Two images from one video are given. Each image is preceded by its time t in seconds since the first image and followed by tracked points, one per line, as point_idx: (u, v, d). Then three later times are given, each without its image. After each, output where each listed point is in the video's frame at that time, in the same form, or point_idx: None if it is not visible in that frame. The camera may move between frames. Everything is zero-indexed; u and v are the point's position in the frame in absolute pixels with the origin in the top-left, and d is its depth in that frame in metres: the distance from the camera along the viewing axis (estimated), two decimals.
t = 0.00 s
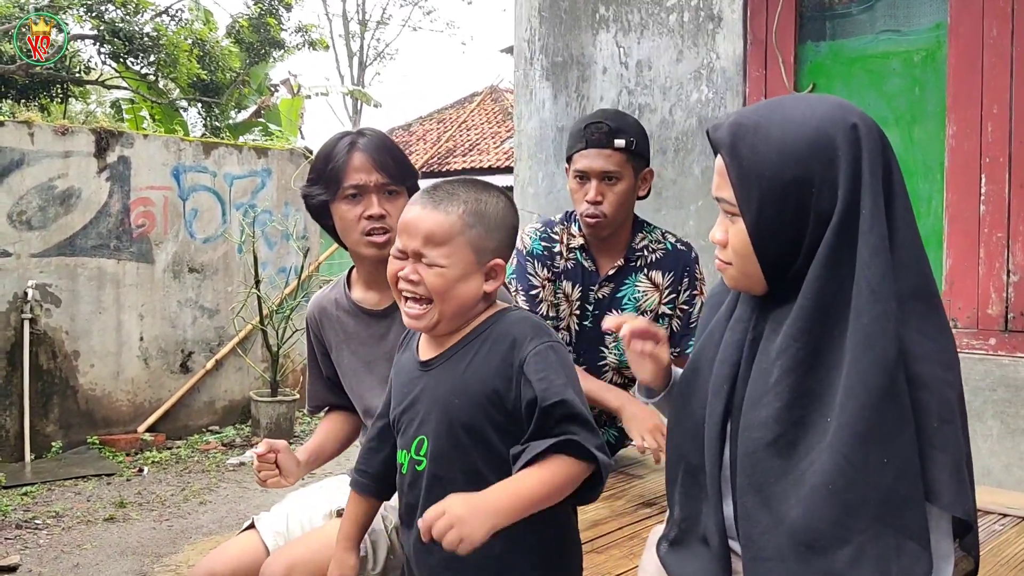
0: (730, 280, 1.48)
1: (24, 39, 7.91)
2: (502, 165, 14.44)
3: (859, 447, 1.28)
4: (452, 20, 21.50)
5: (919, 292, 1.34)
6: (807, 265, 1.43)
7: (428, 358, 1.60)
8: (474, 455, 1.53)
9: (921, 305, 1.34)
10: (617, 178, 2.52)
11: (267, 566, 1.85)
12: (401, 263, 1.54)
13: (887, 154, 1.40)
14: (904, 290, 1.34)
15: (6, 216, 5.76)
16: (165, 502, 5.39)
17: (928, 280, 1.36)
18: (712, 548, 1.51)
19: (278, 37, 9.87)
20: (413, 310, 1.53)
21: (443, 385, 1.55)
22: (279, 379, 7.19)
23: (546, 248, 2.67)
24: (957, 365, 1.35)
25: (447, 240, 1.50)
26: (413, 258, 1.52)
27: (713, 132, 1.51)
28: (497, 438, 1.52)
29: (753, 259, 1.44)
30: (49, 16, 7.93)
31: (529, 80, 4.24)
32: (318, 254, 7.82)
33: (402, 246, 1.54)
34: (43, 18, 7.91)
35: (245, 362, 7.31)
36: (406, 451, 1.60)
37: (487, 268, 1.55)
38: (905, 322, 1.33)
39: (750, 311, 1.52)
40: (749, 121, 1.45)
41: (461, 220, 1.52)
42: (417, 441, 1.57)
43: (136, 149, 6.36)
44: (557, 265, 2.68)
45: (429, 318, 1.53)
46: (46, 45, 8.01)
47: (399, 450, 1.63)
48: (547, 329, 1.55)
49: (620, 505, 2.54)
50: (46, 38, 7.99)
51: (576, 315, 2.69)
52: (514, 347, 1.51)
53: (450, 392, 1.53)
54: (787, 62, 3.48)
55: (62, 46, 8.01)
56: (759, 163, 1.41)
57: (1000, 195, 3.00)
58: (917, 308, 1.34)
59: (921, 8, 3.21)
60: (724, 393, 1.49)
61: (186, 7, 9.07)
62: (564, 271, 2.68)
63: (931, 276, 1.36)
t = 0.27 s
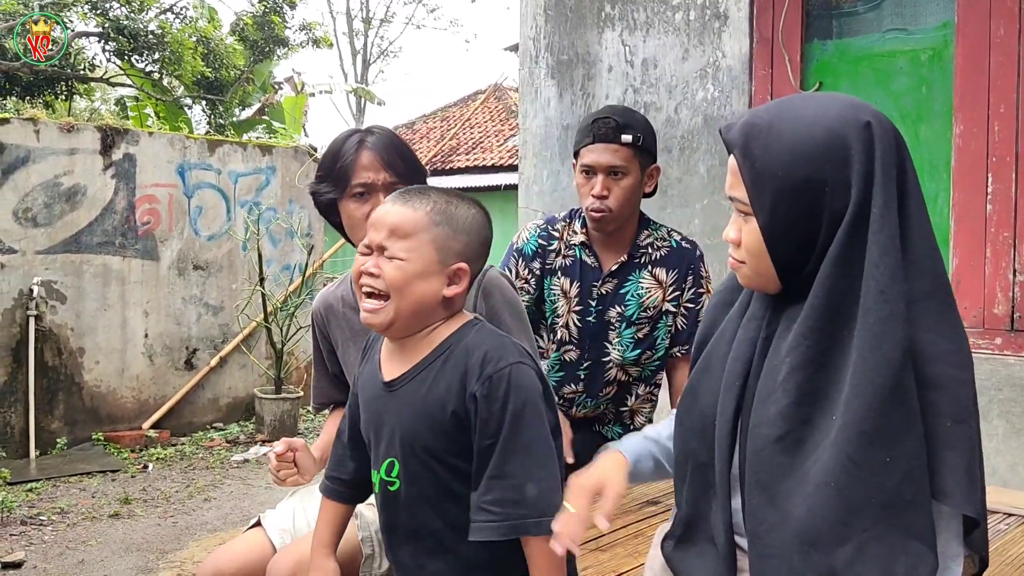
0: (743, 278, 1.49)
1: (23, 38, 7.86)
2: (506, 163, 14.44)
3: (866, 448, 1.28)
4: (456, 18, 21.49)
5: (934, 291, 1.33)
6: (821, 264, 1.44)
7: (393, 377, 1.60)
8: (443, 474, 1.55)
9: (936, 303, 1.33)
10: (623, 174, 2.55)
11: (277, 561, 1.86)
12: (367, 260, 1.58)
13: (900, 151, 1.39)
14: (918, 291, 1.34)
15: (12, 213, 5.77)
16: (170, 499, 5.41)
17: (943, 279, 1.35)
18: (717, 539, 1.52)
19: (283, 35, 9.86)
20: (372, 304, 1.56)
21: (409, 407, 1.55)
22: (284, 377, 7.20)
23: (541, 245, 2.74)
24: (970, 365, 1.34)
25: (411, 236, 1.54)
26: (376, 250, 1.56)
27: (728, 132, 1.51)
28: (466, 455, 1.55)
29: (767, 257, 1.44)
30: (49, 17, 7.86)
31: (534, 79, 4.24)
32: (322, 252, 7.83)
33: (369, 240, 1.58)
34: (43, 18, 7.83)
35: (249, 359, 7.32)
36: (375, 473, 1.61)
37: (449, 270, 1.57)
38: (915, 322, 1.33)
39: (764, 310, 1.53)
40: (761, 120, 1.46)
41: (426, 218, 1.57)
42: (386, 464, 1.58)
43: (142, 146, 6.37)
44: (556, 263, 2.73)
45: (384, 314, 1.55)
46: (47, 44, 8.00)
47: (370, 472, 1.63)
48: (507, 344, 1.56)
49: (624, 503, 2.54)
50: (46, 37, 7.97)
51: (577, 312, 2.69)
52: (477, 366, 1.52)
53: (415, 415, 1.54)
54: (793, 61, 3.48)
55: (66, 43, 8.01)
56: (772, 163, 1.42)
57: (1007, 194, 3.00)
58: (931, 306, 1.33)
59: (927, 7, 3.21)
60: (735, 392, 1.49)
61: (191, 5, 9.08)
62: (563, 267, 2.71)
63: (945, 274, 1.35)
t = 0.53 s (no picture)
0: (739, 276, 1.48)
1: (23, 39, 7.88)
2: (508, 160, 14.42)
3: (874, 446, 1.28)
4: (460, 15, 21.47)
5: (930, 288, 1.34)
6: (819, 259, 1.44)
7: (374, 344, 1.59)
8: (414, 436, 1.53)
9: (935, 298, 1.34)
10: (622, 169, 2.54)
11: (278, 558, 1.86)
12: (344, 238, 1.52)
13: (894, 144, 1.39)
14: (919, 283, 1.34)
15: (15, 209, 5.78)
16: (172, 494, 5.42)
17: (937, 275, 1.36)
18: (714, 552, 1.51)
19: (287, 32, 9.73)
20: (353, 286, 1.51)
21: (383, 369, 1.55)
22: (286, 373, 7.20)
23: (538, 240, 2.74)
24: (970, 358, 1.35)
25: (383, 211, 1.49)
26: (350, 231, 1.50)
27: (722, 128, 1.51)
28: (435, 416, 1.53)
29: (763, 253, 1.44)
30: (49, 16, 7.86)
31: (537, 76, 4.23)
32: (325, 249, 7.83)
33: (341, 220, 1.52)
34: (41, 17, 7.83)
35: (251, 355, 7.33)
36: (354, 439, 1.62)
37: (427, 241, 1.52)
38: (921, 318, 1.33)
39: (759, 308, 1.52)
40: (756, 116, 1.46)
41: (399, 189, 1.50)
42: (364, 427, 1.58)
43: (145, 142, 6.37)
44: (553, 259, 2.74)
45: (367, 293, 1.51)
46: (47, 44, 8.01)
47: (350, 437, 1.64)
48: (477, 304, 1.53)
49: (625, 500, 2.54)
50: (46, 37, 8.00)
51: (574, 308, 2.70)
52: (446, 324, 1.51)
53: (388, 374, 1.54)
54: (797, 58, 3.48)
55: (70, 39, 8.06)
56: (768, 158, 1.42)
57: (1011, 192, 2.98)
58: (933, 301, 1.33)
59: (931, 4, 3.20)
60: (734, 390, 1.49)
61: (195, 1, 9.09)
62: (561, 263, 2.72)
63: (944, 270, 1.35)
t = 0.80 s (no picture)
0: (744, 279, 1.47)
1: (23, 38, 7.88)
2: (512, 156, 14.43)
3: (880, 446, 1.28)
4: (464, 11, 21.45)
5: (937, 284, 1.33)
6: (826, 259, 1.43)
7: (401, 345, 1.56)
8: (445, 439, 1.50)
9: (941, 294, 1.33)
10: (625, 164, 2.56)
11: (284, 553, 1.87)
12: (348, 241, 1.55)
13: (899, 142, 1.40)
14: (924, 279, 1.33)
15: (21, 204, 5.79)
16: (177, 489, 5.43)
17: (944, 271, 1.35)
18: (708, 556, 1.51)
19: (291, 28, 9.76)
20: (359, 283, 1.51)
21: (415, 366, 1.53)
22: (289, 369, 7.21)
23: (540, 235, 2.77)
24: (976, 354, 1.35)
25: (375, 204, 1.50)
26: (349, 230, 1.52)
27: (724, 130, 1.50)
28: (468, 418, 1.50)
29: (769, 254, 1.43)
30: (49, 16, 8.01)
31: (542, 72, 4.22)
32: (329, 244, 7.84)
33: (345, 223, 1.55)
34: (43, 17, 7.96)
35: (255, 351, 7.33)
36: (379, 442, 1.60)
37: (420, 225, 1.50)
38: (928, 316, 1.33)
39: (761, 307, 1.52)
40: (759, 117, 1.45)
41: (385, 183, 1.53)
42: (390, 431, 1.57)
43: (150, 137, 6.38)
44: (556, 254, 2.75)
45: (370, 289, 1.50)
46: (47, 44, 8.03)
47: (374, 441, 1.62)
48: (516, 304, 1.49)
49: (629, 496, 2.54)
50: (46, 37, 8.01)
51: (576, 303, 2.69)
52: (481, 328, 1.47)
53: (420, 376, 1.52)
54: (802, 54, 3.46)
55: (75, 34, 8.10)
56: (773, 159, 1.41)
57: (1017, 188, 2.97)
58: (939, 298, 1.33)
59: None
60: (737, 390, 1.49)
61: None
62: (563, 258, 2.73)
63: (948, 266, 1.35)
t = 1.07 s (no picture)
0: (745, 280, 1.47)
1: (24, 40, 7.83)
2: (517, 154, 14.42)
3: (883, 450, 1.28)
4: (469, 9, 21.45)
5: (939, 285, 1.32)
6: (829, 260, 1.43)
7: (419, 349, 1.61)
8: (469, 444, 1.55)
9: (943, 295, 1.32)
10: (629, 162, 2.55)
11: (292, 552, 1.89)
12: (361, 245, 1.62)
13: (901, 143, 1.40)
14: (927, 281, 1.33)
15: (27, 200, 5.81)
16: (182, 485, 5.45)
17: (947, 272, 1.34)
18: (714, 556, 1.50)
19: (296, 25, 9.85)
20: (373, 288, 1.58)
21: (438, 373, 1.57)
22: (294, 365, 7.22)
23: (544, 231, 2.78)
24: (978, 357, 1.34)
25: (388, 213, 1.57)
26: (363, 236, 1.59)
27: (725, 130, 1.49)
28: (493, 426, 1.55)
29: (771, 256, 1.43)
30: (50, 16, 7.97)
31: (547, 69, 4.22)
32: (334, 242, 7.85)
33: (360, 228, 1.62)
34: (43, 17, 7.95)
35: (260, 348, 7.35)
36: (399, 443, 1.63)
37: (432, 239, 1.57)
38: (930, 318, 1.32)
39: (763, 309, 1.52)
40: (761, 118, 1.44)
41: (399, 193, 1.59)
42: (411, 432, 1.60)
43: (155, 134, 6.39)
44: (560, 251, 2.76)
45: (384, 295, 1.57)
46: (47, 44, 7.99)
47: (394, 440, 1.65)
48: (538, 311, 1.58)
49: (634, 494, 2.54)
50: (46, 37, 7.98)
51: (580, 300, 2.70)
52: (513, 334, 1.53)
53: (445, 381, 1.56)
54: (809, 52, 3.48)
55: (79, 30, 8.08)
56: (776, 160, 1.41)
57: None
58: (942, 300, 1.32)
59: None
60: (741, 393, 1.49)
61: None
62: (567, 255, 2.74)
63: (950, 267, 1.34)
